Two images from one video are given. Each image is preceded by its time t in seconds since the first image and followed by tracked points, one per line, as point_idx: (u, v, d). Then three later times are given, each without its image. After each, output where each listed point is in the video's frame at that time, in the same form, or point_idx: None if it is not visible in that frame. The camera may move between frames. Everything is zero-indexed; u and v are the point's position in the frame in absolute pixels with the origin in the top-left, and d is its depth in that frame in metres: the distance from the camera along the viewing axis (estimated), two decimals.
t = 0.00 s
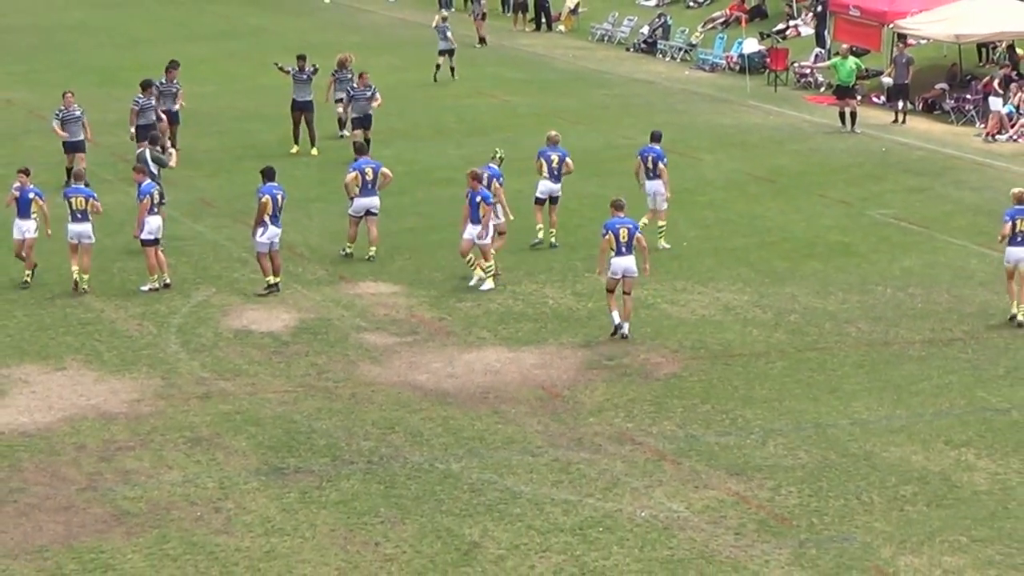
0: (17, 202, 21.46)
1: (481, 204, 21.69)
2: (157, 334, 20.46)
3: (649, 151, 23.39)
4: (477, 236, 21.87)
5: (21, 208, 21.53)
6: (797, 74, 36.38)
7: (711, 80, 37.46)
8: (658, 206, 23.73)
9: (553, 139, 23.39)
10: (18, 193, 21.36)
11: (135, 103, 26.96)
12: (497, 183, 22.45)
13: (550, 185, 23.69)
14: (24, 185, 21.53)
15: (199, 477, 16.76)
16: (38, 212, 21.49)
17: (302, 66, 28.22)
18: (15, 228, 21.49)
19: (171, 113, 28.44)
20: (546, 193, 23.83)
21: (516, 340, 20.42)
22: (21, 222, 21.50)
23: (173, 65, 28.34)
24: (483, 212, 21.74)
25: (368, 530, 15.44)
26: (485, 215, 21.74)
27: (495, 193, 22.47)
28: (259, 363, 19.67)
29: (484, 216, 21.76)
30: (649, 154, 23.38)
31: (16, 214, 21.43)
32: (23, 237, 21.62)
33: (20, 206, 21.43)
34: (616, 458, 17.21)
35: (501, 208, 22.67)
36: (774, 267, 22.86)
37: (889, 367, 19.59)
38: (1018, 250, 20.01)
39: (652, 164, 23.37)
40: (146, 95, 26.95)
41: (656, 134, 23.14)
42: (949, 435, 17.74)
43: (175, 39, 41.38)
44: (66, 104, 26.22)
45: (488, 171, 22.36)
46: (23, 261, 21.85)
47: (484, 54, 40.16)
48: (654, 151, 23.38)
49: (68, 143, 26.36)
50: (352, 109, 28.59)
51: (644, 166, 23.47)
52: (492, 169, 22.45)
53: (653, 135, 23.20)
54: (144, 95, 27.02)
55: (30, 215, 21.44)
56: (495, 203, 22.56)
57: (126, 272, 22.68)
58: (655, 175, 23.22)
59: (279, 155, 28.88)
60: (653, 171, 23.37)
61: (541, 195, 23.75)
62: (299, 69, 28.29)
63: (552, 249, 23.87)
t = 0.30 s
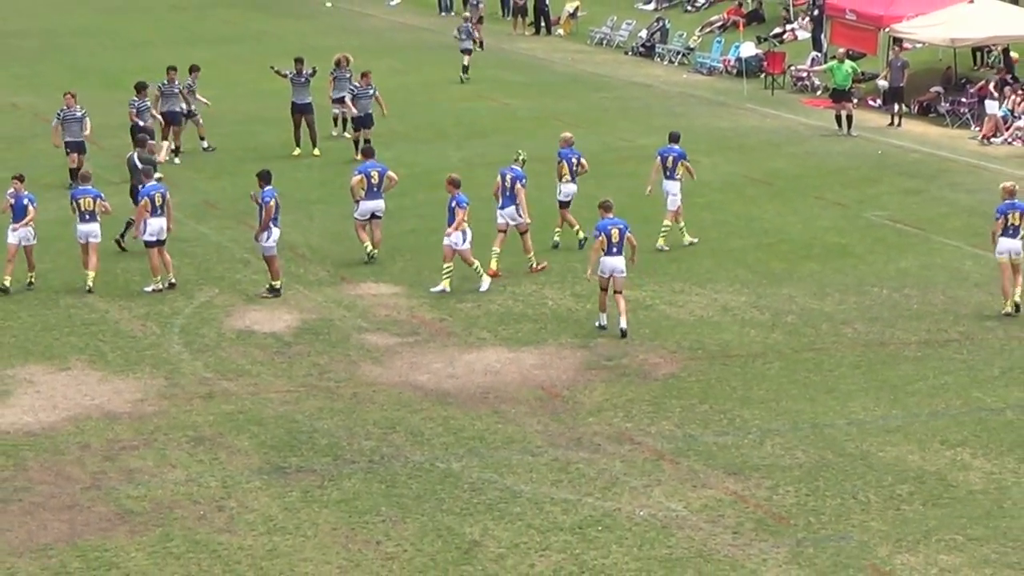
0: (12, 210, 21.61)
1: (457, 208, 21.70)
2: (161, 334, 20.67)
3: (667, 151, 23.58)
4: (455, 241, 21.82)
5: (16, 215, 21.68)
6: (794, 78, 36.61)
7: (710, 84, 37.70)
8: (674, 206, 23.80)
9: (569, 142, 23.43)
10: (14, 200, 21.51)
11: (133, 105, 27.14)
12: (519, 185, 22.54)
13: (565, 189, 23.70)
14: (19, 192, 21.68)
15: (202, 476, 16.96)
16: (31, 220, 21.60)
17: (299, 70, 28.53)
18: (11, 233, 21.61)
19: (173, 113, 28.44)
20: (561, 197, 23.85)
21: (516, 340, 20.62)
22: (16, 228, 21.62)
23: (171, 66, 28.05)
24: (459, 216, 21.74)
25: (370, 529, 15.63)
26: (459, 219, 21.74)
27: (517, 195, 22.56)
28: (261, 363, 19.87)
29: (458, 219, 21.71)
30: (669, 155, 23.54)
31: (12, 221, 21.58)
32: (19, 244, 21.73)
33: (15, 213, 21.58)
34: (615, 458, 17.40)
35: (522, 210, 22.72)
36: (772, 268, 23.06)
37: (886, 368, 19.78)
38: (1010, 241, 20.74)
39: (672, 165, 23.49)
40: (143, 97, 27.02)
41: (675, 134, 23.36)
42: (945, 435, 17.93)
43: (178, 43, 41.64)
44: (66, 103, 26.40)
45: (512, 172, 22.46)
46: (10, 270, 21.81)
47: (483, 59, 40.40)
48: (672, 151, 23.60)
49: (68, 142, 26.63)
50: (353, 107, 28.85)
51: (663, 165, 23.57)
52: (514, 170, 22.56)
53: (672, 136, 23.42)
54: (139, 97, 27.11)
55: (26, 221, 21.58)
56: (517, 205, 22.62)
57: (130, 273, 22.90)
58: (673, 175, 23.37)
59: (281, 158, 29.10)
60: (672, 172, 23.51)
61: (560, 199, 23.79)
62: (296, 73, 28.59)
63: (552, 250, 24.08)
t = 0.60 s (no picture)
0: (5, 216, 21.38)
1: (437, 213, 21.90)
2: (164, 337, 20.89)
3: (685, 154, 24.12)
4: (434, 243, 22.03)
5: (8, 221, 21.46)
6: (792, 83, 36.85)
7: (709, 89, 37.94)
8: (696, 207, 24.23)
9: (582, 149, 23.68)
10: (7, 207, 21.28)
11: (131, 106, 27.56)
12: (541, 183, 23.07)
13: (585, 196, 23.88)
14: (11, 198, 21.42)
15: (205, 477, 17.16)
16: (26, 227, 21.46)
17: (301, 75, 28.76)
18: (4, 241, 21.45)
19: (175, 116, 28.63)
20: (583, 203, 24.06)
21: (516, 343, 20.84)
22: (10, 235, 21.45)
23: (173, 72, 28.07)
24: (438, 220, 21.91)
25: (371, 529, 15.83)
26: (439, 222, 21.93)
27: (539, 194, 23.01)
28: (264, 366, 20.09)
29: (438, 223, 21.94)
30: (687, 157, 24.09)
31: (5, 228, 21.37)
32: (10, 250, 21.59)
33: (8, 220, 21.36)
34: (614, 459, 17.60)
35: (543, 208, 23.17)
36: (769, 272, 23.27)
37: (882, 370, 19.99)
38: (1005, 243, 21.03)
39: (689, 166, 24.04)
40: (139, 97, 27.37)
41: (691, 137, 23.94)
42: (941, 437, 18.12)
43: (181, 49, 41.89)
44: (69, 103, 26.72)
45: (534, 171, 22.91)
46: (9, 277, 21.81)
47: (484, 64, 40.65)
48: (690, 153, 24.12)
49: (69, 142, 26.88)
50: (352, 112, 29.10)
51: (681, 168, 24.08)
52: (534, 169, 23.00)
53: (687, 137, 24.04)
54: (138, 99, 27.57)
55: (21, 229, 21.41)
56: (538, 203, 23.12)
57: (133, 276, 23.13)
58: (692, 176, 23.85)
59: (283, 162, 29.33)
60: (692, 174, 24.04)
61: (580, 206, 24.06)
62: (299, 78, 28.84)
63: (552, 254, 24.30)
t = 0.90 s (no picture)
0: (2, 229, 21.27)
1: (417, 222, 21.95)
2: (168, 341, 21.09)
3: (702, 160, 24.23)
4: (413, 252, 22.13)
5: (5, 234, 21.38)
6: (788, 91, 37.10)
7: (707, 97, 38.18)
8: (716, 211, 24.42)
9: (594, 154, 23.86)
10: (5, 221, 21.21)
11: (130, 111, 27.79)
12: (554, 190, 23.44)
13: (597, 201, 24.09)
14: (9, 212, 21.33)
15: (208, 481, 17.35)
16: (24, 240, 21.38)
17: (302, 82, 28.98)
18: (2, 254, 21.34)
19: (179, 121, 28.84)
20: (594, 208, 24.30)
21: (516, 348, 21.05)
22: (7, 249, 21.37)
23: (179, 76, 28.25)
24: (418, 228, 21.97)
25: (373, 532, 16.03)
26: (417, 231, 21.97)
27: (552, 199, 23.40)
28: (266, 369, 20.30)
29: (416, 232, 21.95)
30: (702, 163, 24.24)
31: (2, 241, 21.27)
32: (7, 263, 21.51)
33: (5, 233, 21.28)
34: (613, 462, 17.80)
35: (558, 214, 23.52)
36: (766, 277, 23.49)
37: (878, 374, 20.20)
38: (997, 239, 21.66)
39: (708, 173, 24.16)
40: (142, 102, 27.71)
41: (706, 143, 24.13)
42: (936, 440, 18.33)
43: (184, 57, 42.16)
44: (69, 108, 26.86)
45: (546, 178, 23.38)
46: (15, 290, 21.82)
47: (484, 72, 40.90)
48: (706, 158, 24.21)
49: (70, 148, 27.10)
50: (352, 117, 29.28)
51: (698, 174, 24.27)
52: (547, 175, 23.47)
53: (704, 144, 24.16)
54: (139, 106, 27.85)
55: (19, 242, 21.35)
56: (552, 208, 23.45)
57: (137, 281, 23.33)
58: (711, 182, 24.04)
59: (284, 169, 29.55)
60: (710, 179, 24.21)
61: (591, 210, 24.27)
62: (301, 85, 29.07)
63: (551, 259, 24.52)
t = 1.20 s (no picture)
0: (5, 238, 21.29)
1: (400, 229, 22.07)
2: (171, 348, 21.31)
3: (720, 166, 24.60)
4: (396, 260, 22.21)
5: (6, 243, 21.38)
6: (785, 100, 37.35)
7: (706, 106, 38.42)
8: (730, 219, 24.67)
9: (606, 162, 24.06)
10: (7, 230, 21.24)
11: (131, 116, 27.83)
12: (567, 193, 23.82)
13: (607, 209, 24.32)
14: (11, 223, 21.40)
15: (211, 486, 17.56)
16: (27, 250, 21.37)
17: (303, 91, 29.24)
18: (5, 264, 21.32)
19: (187, 129, 29.02)
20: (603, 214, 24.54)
21: (516, 354, 21.26)
22: (9, 258, 21.37)
23: (189, 87, 28.43)
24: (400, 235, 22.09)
25: (374, 537, 16.24)
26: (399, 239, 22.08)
27: (563, 203, 23.84)
28: (268, 375, 20.51)
29: (398, 240, 22.08)
30: (722, 169, 24.55)
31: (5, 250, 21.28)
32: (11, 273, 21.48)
33: (8, 242, 21.30)
34: (612, 468, 18.00)
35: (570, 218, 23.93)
36: (763, 284, 23.70)
37: (875, 381, 20.40)
38: (988, 239, 22.25)
39: (727, 178, 24.49)
40: (139, 108, 27.72)
41: (725, 149, 24.54)
42: (932, 446, 18.53)
43: (187, 66, 42.41)
44: (69, 113, 27.13)
45: (558, 181, 23.78)
46: (19, 297, 21.96)
47: (484, 81, 41.13)
48: (725, 165, 24.56)
49: (71, 153, 27.52)
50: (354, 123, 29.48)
51: (717, 180, 24.60)
52: (561, 179, 23.86)
53: (723, 151, 24.56)
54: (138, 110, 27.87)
55: (21, 251, 21.34)
56: (563, 211, 23.90)
57: (140, 288, 23.55)
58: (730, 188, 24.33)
59: (286, 177, 29.77)
60: (728, 185, 24.47)
61: (604, 217, 24.48)
62: (302, 95, 29.32)
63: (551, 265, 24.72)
